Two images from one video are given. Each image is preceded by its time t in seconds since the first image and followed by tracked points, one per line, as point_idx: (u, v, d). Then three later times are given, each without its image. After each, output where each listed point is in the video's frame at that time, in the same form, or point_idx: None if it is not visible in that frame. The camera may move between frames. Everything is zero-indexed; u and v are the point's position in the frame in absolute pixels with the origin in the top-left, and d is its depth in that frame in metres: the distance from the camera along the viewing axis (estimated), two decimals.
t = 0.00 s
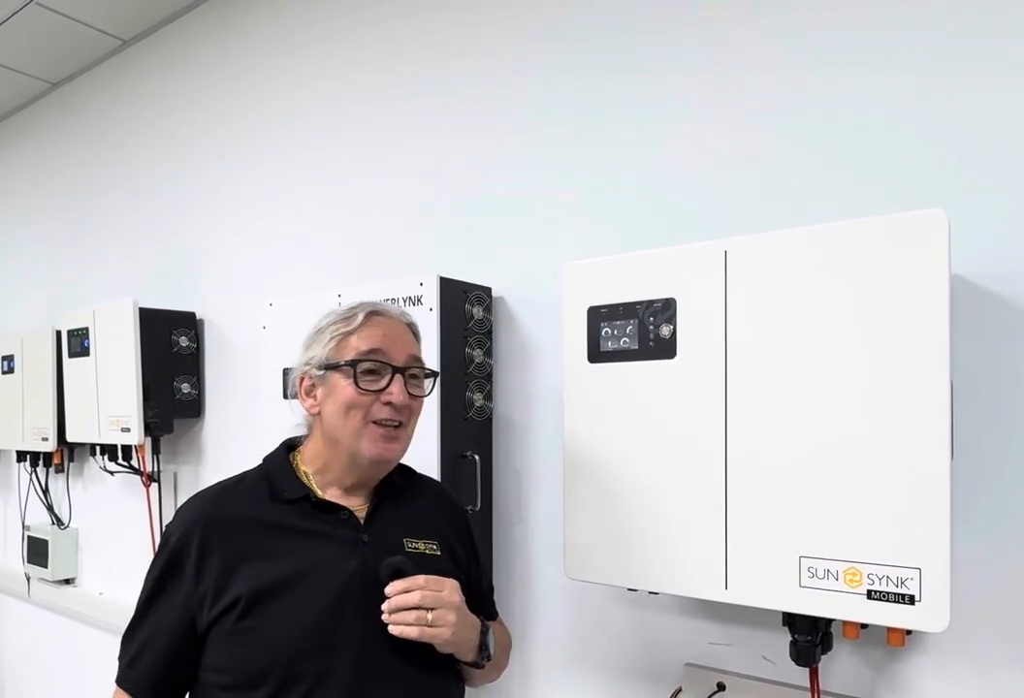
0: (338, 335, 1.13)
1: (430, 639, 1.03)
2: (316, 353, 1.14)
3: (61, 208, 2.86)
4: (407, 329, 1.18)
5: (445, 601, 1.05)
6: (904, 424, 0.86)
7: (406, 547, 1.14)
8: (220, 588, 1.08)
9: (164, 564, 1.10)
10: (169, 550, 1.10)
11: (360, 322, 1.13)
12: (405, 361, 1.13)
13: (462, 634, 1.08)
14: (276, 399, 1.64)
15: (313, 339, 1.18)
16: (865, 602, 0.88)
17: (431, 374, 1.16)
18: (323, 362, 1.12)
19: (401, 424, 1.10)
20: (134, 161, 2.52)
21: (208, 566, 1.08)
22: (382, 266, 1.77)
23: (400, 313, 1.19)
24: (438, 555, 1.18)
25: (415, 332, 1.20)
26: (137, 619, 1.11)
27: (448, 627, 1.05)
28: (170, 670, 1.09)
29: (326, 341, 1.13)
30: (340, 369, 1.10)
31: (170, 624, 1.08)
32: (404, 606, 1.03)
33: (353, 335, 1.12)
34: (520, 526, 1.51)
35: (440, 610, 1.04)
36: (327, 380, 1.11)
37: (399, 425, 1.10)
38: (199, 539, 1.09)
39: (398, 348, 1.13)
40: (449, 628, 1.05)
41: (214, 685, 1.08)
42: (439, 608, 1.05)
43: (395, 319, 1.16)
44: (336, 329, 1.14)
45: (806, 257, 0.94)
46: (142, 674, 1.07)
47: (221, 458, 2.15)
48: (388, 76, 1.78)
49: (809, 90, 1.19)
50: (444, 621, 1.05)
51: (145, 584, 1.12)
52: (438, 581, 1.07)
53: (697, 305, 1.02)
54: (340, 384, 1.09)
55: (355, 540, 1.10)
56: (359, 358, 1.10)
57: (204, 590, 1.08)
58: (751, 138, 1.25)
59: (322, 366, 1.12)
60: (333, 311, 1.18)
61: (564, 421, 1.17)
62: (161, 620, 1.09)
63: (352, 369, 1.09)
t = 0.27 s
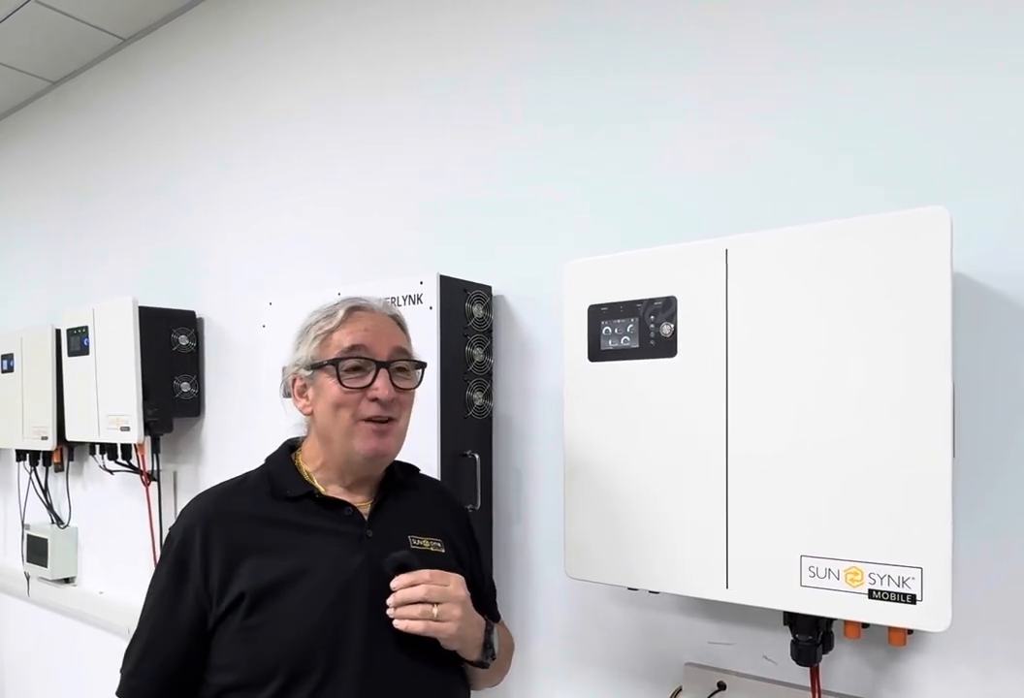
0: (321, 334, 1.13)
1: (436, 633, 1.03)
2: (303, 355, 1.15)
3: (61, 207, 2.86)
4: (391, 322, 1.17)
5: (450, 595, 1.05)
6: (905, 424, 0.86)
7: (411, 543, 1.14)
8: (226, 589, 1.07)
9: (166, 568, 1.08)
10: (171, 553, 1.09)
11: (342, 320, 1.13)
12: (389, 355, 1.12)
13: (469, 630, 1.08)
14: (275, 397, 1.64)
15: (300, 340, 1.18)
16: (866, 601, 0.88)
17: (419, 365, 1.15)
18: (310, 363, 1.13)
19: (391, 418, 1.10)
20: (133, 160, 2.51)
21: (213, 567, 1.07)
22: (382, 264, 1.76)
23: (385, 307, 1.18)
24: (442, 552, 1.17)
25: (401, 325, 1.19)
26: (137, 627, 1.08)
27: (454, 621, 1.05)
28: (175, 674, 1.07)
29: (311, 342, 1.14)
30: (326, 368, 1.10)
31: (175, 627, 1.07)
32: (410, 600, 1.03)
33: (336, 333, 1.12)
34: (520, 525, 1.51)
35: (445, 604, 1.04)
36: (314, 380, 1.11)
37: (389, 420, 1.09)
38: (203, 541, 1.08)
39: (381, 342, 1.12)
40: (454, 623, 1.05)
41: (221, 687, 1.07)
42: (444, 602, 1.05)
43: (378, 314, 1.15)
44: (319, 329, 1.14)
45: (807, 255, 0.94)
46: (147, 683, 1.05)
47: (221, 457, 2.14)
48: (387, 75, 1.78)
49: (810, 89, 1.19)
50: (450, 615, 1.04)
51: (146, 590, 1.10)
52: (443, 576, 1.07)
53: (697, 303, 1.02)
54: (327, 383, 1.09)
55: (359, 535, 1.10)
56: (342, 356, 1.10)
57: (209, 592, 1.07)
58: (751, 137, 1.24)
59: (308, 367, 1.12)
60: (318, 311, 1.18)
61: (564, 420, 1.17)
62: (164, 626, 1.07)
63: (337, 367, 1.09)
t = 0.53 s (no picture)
0: (317, 336, 1.13)
1: (440, 629, 1.03)
2: (300, 356, 1.14)
3: (60, 205, 2.86)
4: (388, 321, 1.16)
5: (453, 591, 1.05)
6: (905, 423, 0.86)
7: (414, 541, 1.14)
8: (227, 588, 1.07)
9: (168, 568, 1.09)
10: (173, 553, 1.09)
11: (338, 321, 1.12)
12: (387, 354, 1.12)
13: (473, 627, 1.08)
14: (274, 396, 1.64)
15: (297, 342, 1.17)
16: (866, 601, 0.88)
17: (417, 363, 1.15)
18: (307, 365, 1.12)
19: (390, 418, 1.10)
20: (133, 158, 2.51)
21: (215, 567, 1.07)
22: (382, 263, 1.76)
23: (381, 306, 1.18)
24: (446, 550, 1.17)
25: (398, 323, 1.19)
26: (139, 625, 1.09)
27: (458, 617, 1.04)
28: (178, 672, 1.08)
29: (308, 344, 1.13)
30: (323, 370, 1.10)
31: (177, 626, 1.07)
32: (413, 597, 1.03)
33: (332, 335, 1.12)
34: (519, 524, 1.51)
35: (448, 600, 1.04)
36: (312, 382, 1.11)
37: (389, 420, 1.09)
38: (204, 540, 1.08)
39: (378, 342, 1.11)
40: (458, 618, 1.04)
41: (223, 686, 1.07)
42: (447, 598, 1.04)
43: (374, 313, 1.15)
44: (315, 330, 1.13)
45: (807, 254, 0.94)
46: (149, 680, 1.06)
47: (220, 456, 2.14)
48: (387, 74, 1.78)
49: (809, 88, 1.19)
50: (453, 611, 1.04)
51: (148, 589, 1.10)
52: (446, 572, 1.07)
53: (697, 302, 1.02)
54: (325, 386, 1.09)
55: (362, 533, 1.10)
56: (340, 358, 1.09)
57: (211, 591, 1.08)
58: (751, 137, 1.24)
59: (306, 369, 1.12)
60: (314, 311, 1.18)
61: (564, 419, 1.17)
62: (166, 625, 1.07)
63: (335, 368, 1.09)
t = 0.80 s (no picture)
0: (317, 336, 1.12)
1: (445, 629, 1.02)
2: (301, 357, 1.14)
3: (60, 204, 2.86)
4: (387, 318, 1.16)
5: (458, 590, 1.05)
6: (905, 422, 0.86)
7: (418, 540, 1.13)
8: (231, 585, 1.07)
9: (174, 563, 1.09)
10: (178, 549, 1.09)
11: (337, 320, 1.12)
12: (387, 352, 1.11)
13: (477, 627, 1.07)
14: (274, 395, 1.64)
15: (297, 342, 1.17)
16: (866, 600, 0.87)
17: (418, 360, 1.15)
18: (308, 365, 1.12)
19: (394, 415, 1.09)
20: (133, 157, 2.51)
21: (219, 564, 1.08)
22: (382, 262, 1.76)
23: (380, 304, 1.17)
24: (450, 549, 1.17)
25: (398, 320, 1.18)
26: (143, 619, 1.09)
27: (463, 618, 1.04)
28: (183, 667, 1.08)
29: (308, 344, 1.13)
30: (324, 369, 1.10)
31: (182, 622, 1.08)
32: (418, 595, 1.02)
33: (332, 334, 1.11)
34: (519, 523, 1.51)
35: (454, 600, 1.04)
36: (314, 382, 1.11)
37: (392, 418, 1.09)
38: (209, 536, 1.09)
39: (377, 340, 1.11)
40: (464, 618, 1.04)
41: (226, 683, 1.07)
42: (453, 598, 1.04)
43: (372, 311, 1.14)
44: (315, 330, 1.13)
45: (808, 253, 0.93)
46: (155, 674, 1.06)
47: (220, 455, 2.14)
48: (387, 73, 1.78)
49: (809, 87, 1.18)
50: (459, 611, 1.04)
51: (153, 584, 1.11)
52: (451, 571, 1.07)
53: (697, 301, 1.02)
54: (326, 386, 1.09)
55: (366, 531, 1.09)
56: (340, 357, 1.09)
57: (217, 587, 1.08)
58: (751, 136, 1.24)
59: (307, 369, 1.12)
60: (313, 311, 1.18)
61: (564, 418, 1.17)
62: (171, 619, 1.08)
63: (335, 368, 1.09)
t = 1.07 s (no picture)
0: (319, 332, 1.12)
1: (444, 625, 1.02)
2: (302, 352, 1.14)
3: (58, 203, 2.85)
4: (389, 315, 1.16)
5: (457, 586, 1.05)
6: (905, 420, 0.86)
7: (417, 535, 1.14)
8: (230, 578, 1.06)
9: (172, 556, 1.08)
10: (178, 542, 1.09)
11: (339, 316, 1.12)
12: (389, 349, 1.11)
13: (475, 622, 1.08)
14: (273, 394, 1.64)
15: (299, 337, 1.17)
16: (865, 599, 0.87)
17: (419, 357, 1.15)
18: (310, 361, 1.12)
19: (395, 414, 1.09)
20: (132, 156, 2.51)
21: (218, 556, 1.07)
22: (381, 261, 1.76)
23: (381, 299, 1.17)
24: (449, 544, 1.18)
25: (400, 316, 1.18)
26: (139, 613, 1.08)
27: (462, 613, 1.04)
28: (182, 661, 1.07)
29: (310, 340, 1.13)
30: (326, 366, 1.10)
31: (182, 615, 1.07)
32: (417, 592, 1.02)
33: (333, 330, 1.11)
34: (519, 521, 1.51)
35: (453, 596, 1.04)
36: (315, 379, 1.11)
37: (393, 416, 1.09)
38: (208, 529, 1.08)
39: (379, 337, 1.11)
40: (463, 614, 1.05)
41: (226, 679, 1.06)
42: (451, 594, 1.04)
43: (374, 307, 1.14)
44: (316, 326, 1.13)
45: (807, 251, 0.93)
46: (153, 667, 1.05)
47: (219, 454, 2.14)
48: (386, 71, 1.77)
49: (808, 85, 1.18)
50: (458, 607, 1.04)
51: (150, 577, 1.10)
52: (450, 568, 1.07)
53: (696, 299, 1.02)
54: (328, 383, 1.09)
55: (366, 526, 1.10)
56: (341, 354, 1.09)
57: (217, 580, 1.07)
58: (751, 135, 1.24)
59: (308, 365, 1.11)
60: (314, 305, 1.17)
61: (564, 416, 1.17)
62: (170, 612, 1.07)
63: (337, 365, 1.08)
